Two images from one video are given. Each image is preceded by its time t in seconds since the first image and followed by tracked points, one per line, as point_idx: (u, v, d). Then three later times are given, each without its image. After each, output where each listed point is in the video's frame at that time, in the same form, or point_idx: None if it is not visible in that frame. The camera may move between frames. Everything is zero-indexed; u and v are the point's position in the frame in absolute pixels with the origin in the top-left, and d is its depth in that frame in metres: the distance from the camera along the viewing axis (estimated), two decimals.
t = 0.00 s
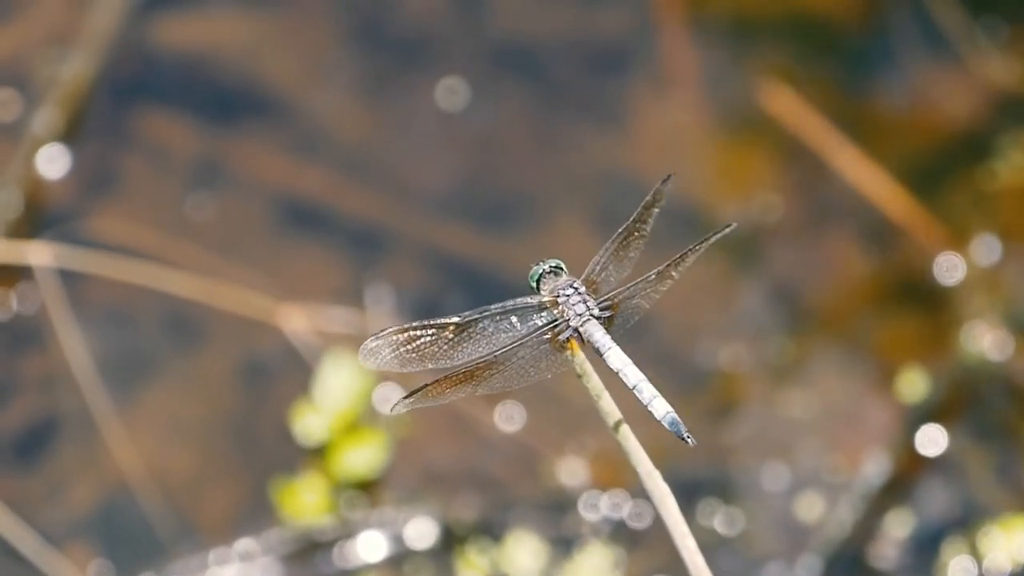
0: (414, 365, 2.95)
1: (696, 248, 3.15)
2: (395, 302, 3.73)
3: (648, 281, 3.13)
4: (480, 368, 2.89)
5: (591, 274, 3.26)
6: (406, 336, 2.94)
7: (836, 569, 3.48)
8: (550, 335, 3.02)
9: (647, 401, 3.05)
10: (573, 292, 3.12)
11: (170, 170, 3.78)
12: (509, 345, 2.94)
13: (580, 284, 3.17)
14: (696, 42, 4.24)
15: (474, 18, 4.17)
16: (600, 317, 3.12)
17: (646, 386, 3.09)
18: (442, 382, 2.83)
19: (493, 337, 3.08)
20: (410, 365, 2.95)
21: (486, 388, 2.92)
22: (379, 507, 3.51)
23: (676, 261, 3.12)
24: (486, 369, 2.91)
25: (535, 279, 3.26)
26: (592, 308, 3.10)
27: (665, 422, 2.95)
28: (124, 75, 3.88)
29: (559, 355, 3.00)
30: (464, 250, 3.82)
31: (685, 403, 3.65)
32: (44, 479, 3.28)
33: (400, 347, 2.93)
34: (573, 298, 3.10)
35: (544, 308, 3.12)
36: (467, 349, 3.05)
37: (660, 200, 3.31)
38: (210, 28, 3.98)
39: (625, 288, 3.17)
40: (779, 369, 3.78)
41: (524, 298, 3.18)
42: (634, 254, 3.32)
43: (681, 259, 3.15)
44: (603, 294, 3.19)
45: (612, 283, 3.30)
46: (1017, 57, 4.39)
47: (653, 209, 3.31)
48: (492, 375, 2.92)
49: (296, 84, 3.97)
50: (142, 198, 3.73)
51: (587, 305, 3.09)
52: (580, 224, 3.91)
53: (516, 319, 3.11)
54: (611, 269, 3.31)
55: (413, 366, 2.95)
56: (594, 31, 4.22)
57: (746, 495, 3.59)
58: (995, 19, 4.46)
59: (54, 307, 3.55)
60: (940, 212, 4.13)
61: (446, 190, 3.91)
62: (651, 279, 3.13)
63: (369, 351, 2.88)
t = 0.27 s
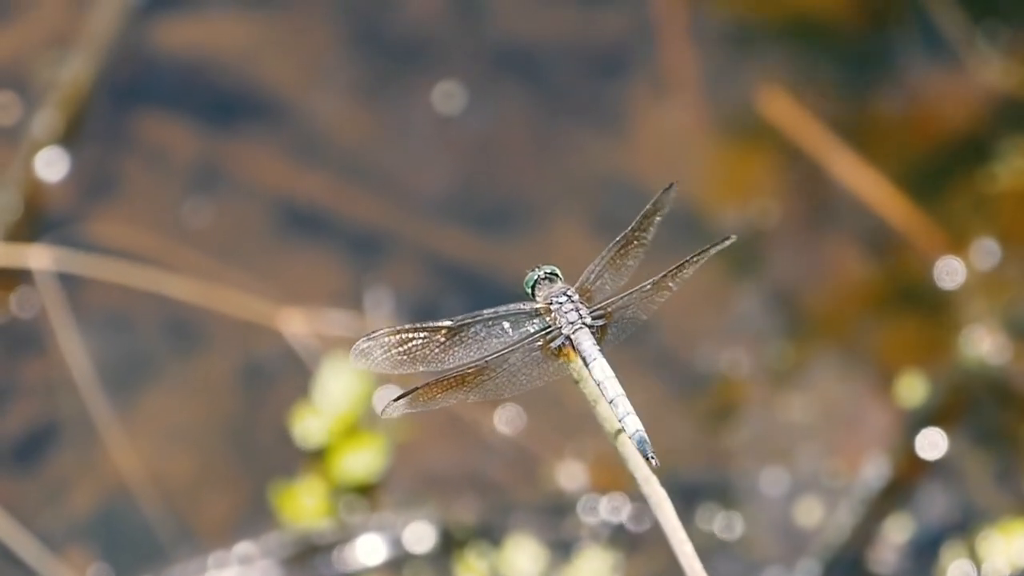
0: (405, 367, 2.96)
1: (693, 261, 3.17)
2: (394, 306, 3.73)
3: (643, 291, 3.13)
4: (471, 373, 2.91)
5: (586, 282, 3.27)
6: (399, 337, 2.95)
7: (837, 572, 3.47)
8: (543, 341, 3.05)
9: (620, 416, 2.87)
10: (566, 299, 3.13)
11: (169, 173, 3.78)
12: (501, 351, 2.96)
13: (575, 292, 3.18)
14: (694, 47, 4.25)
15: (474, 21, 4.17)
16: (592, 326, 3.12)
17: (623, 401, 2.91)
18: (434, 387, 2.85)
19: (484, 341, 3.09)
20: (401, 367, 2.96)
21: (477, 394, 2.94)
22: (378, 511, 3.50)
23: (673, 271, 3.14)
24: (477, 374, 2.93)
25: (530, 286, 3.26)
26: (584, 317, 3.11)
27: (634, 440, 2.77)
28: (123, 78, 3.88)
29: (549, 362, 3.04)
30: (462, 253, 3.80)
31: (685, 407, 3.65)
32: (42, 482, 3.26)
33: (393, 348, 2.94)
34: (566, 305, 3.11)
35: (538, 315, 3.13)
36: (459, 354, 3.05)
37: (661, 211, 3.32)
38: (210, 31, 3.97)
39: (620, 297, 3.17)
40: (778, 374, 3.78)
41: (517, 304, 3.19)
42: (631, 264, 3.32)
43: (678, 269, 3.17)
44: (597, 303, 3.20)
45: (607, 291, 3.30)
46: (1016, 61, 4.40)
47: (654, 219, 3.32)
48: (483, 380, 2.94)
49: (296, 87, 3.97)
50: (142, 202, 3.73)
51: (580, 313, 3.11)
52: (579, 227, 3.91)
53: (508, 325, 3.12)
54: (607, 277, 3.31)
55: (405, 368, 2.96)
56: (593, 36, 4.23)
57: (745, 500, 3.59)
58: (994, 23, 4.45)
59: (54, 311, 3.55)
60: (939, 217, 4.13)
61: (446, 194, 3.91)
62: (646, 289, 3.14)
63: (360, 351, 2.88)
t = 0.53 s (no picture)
0: (417, 368, 2.94)
1: (702, 259, 3.16)
2: (393, 310, 3.74)
3: (653, 290, 3.11)
4: (483, 373, 2.88)
5: (597, 281, 3.25)
6: (410, 338, 2.93)
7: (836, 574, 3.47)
8: (554, 341, 2.99)
9: (642, 409, 3.01)
10: (577, 299, 3.12)
11: (167, 175, 3.78)
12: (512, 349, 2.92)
13: (585, 291, 3.18)
14: (693, 48, 4.24)
15: (473, 22, 4.16)
16: (603, 325, 3.10)
17: (642, 395, 3.04)
18: (446, 387, 2.82)
19: (495, 342, 3.07)
20: (413, 368, 2.94)
21: (488, 393, 2.91)
22: (376, 514, 3.50)
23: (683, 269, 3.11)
24: (489, 373, 2.90)
25: (539, 285, 3.26)
26: (596, 315, 3.09)
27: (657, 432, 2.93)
28: (122, 80, 3.87)
29: (561, 361, 2.99)
30: (461, 256, 3.81)
31: (685, 410, 3.65)
32: (40, 485, 3.26)
33: (404, 349, 2.92)
34: (577, 305, 3.10)
35: (548, 314, 3.12)
36: (470, 354, 3.04)
37: (672, 210, 3.31)
38: (209, 33, 3.97)
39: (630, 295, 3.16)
40: (777, 377, 3.78)
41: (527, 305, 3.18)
42: (641, 263, 3.30)
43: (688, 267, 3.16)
44: (607, 302, 3.17)
45: (618, 290, 3.29)
46: (1015, 62, 4.43)
47: (664, 218, 3.31)
48: (495, 380, 2.91)
49: (294, 89, 3.97)
50: (140, 204, 3.73)
51: (591, 312, 3.09)
52: (577, 230, 3.93)
53: (519, 326, 3.10)
54: (618, 276, 3.29)
55: (416, 369, 2.94)
56: (595, 37, 4.21)
57: (744, 502, 3.58)
58: (992, 25, 4.51)
59: (51, 315, 3.55)
60: (937, 220, 4.15)
61: (444, 197, 3.90)
62: (656, 288, 3.12)
63: (372, 353, 2.86)
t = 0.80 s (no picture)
0: (407, 371, 2.95)
1: (693, 264, 3.13)
2: (393, 311, 3.73)
3: (643, 294, 3.11)
4: (472, 376, 2.90)
5: (587, 285, 3.25)
6: (401, 342, 2.93)
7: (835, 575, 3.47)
8: (543, 345, 3.01)
9: (628, 414, 3.03)
10: (567, 302, 3.12)
11: (166, 176, 3.78)
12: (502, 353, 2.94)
13: (575, 294, 3.18)
14: (691, 50, 4.25)
15: (472, 23, 4.17)
16: (593, 329, 3.11)
17: (630, 399, 3.07)
18: (436, 391, 2.84)
19: (484, 345, 3.08)
20: (402, 371, 2.94)
21: (477, 397, 2.94)
22: (375, 515, 3.49)
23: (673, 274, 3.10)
24: (478, 377, 2.92)
25: (531, 289, 3.27)
26: (585, 320, 3.10)
27: (642, 437, 2.94)
28: (122, 81, 3.88)
29: (550, 365, 3.01)
30: (459, 257, 3.81)
31: (683, 412, 3.66)
32: (39, 487, 3.26)
33: (394, 353, 2.92)
34: (567, 309, 3.10)
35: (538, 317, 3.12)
36: (460, 357, 3.05)
37: (663, 214, 3.32)
38: (208, 35, 3.98)
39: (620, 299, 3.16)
40: (776, 378, 3.78)
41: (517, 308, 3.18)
42: (632, 267, 3.30)
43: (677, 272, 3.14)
44: (598, 306, 3.18)
45: (608, 294, 3.29)
46: (1015, 67, 4.45)
47: (655, 222, 3.32)
48: (484, 383, 2.93)
49: (293, 90, 3.97)
50: (138, 205, 3.72)
51: (581, 316, 3.10)
52: (577, 232, 3.92)
53: (508, 329, 3.11)
54: (609, 279, 3.30)
55: (406, 372, 2.94)
56: (594, 38, 4.22)
57: (743, 505, 3.58)
58: (989, 29, 4.53)
59: (49, 318, 3.53)
60: (936, 223, 4.17)
61: (442, 198, 3.91)
62: (646, 292, 3.11)
63: (362, 356, 2.86)
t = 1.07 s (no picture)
0: (409, 371, 2.94)
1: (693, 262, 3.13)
2: (392, 311, 3.72)
3: (644, 293, 3.12)
4: (474, 376, 2.90)
5: (588, 284, 3.25)
6: (402, 342, 2.93)
7: None
8: (545, 344, 3.02)
9: (630, 412, 3.00)
10: (569, 302, 3.12)
11: (165, 177, 3.78)
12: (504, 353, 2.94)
13: (576, 293, 3.18)
14: (690, 49, 4.30)
15: (470, 23, 4.19)
16: (595, 328, 3.11)
17: (632, 398, 3.04)
18: (438, 390, 2.85)
19: (487, 344, 3.08)
20: (404, 371, 2.94)
21: (479, 396, 2.94)
22: (374, 515, 3.49)
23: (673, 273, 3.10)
24: (480, 376, 2.92)
25: (530, 289, 3.27)
26: (587, 319, 3.09)
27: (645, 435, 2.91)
28: (121, 82, 3.88)
29: (552, 364, 3.01)
30: (458, 257, 3.81)
31: (681, 412, 3.66)
32: (37, 487, 3.26)
33: (396, 353, 2.92)
34: (569, 308, 3.10)
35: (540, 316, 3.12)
36: (463, 357, 3.05)
37: (662, 213, 3.32)
38: (206, 35, 3.99)
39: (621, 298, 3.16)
40: (774, 378, 3.78)
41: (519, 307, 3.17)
42: (633, 266, 3.30)
43: (678, 271, 3.14)
44: (600, 304, 3.19)
45: (609, 294, 3.29)
46: (1014, 66, 4.42)
47: (655, 221, 3.32)
48: (486, 383, 2.93)
49: (291, 90, 3.97)
50: (137, 206, 3.73)
51: (583, 315, 3.09)
52: (576, 232, 3.92)
53: (510, 328, 3.11)
54: (610, 279, 3.29)
55: (408, 372, 2.94)
56: (594, 39, 4.26)
57: (741, 505, 3.58)
58: (986, 30, 4.51)
59: (47, 319, 3.54)
60: (933, 222, 4.15)
61: (438, 198, 3.91)
62: (646, 290, 3.12)
63: (363, 357, 2.86)
